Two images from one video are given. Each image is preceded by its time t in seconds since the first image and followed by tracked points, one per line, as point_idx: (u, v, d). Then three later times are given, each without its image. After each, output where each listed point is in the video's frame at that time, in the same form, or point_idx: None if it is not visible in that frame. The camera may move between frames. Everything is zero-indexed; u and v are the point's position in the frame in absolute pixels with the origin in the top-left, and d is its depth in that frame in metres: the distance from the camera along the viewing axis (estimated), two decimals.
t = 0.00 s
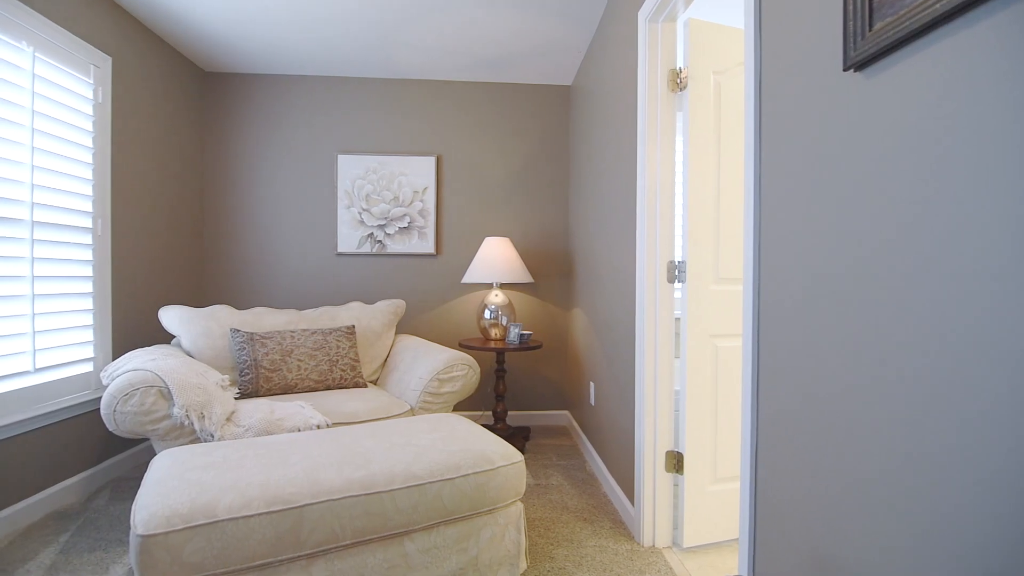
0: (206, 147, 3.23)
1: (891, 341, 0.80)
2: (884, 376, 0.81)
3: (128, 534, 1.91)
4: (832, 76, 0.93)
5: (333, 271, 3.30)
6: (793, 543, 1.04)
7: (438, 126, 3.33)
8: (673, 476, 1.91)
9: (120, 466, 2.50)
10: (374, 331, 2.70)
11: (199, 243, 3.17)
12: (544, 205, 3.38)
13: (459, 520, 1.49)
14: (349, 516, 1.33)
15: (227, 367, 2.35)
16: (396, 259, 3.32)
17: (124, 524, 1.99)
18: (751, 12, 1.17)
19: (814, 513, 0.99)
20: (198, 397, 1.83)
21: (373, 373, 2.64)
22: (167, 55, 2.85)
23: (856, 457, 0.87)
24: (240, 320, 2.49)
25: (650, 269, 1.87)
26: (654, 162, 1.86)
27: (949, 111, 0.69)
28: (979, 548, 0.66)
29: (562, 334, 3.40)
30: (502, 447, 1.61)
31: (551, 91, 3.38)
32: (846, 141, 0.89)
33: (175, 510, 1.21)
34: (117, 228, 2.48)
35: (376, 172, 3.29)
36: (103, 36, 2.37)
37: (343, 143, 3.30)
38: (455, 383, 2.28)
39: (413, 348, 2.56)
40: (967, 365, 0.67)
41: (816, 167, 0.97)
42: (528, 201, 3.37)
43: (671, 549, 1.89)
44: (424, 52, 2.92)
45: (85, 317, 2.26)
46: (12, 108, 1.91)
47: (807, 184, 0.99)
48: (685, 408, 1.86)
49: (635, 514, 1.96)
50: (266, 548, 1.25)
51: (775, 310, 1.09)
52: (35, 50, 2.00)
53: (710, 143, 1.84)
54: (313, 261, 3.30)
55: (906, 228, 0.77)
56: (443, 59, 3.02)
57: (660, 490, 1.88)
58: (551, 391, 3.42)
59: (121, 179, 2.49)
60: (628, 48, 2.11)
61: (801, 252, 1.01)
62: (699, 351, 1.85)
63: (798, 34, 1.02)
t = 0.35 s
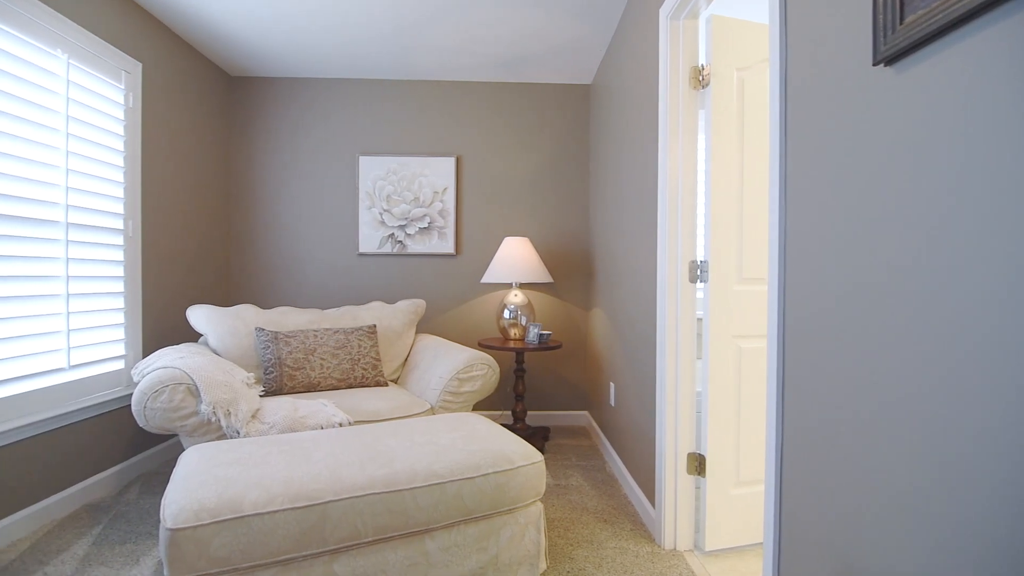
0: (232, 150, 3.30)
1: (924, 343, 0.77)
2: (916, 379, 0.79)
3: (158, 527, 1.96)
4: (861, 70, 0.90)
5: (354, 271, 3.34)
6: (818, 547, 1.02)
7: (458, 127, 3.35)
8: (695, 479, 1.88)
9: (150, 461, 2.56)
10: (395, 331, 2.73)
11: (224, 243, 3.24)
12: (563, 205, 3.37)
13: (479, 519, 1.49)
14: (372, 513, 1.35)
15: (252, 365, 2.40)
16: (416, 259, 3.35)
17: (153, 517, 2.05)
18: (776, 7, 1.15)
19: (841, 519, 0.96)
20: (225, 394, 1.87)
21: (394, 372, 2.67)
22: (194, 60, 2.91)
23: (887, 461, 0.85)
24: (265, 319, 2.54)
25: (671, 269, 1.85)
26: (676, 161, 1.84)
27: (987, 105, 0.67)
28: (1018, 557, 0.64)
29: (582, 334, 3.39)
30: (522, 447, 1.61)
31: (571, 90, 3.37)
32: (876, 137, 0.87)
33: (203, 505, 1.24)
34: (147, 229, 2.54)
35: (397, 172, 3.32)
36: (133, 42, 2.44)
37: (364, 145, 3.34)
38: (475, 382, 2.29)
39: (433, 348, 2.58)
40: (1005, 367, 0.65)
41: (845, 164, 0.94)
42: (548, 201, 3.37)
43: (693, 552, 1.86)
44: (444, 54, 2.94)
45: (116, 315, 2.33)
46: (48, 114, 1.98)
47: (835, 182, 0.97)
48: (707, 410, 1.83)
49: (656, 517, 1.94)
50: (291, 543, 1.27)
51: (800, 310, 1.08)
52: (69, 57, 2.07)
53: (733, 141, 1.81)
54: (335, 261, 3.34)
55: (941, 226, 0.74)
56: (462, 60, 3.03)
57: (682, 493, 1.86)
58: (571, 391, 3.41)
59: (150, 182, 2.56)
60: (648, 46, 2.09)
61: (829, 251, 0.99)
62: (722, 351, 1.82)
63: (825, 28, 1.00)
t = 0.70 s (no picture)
0: (254, 152, 3.35)
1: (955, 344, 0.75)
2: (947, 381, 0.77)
3: (182, 522, 2.00)
4: (888, 66, 0.88)
5: (373, 271, 3.38)
6: (842, 552, 1.01)
7: (476, 127, 3.36)
8: (714, 481, 1.86)
9: (175, 456, 2.62)
10: (413, 330, 2.74)
11: (246, 244, 3.30)
12: (581, 205, 3.36)
13: (496, 519, 1.50)
14: (390, 511, 1.36)
15: (273, 364, 2.44)
16: (434, 258, 3.37)
17: (178, 512, 2.09)
18: (799, 3, 1.13)
19: (866, 524, 0.94)
20: (247, 392, 1.90)
21: (412, 371, 2.69)
22: (217, 64, 2.97)
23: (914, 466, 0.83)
24: (286, 318, 2.58)
25: (690, 269, 1.83)
26: (695, 160, 1.83)
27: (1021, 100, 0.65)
28: None
29: (600, 335, 3.37)
30: (539, 447, 1.61)
31: (588, 90, 3.35)
32: (904, 133, 0.85)
33: (226, 500, 1.26)
34: (172, 230, 2.60)
35: (415, 173, 3.34)
36: (158, 48, 2.49)
37: (383, 146, 3.36)
38: (492, 382, 2.29)
39: (451, 347, 2.59)
40: None
41: (871, 162, 0.92)
42: (565, 201, 3.36)
43: (712, 556, 1.84)
44: (461, 55, 2.95)
45: (143, 314, 2.39)
46: (77, 118, 2.03)
47: (860, 180, 0.95)
48: (727, 411, 1.81)
49: (675, 519, 1.92)
50: (311, 539, 1.29)
51: (823, 309, 1.06)
52: (97, 63, 2.13)
53: (754, 139, 1.79)
54: (354, 261, 3.38)
55: (973, 224, 0.72)
56: (479, 60, 3.04)
57: (701, 495, 1.84)
58: (588, 392, 3.40)
59: (175, 184, 2.61)
60: (667, 44, 2.07)
61: (854, 251, 0.97)
62: (742, 352, 1.80)
63: (849, 23, 0.98)
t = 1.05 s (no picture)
0: (278, 154, 3.41)
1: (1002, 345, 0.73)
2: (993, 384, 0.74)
3: (209, 516, 2.05)
4: (923, 60, 0.86)
5: (394, 271, 3.41)
6: (874, 558, 0.98)
7: (495, 127, 3.36)
8: (737, 484, 1.83)
9: (202, 452, 2.69)
10: (433, 330, 2.76)
11: (270, 244, 3.36)
12: (601, 204, 3.34)
13: (517, 518, 1.50)
14: (411, 509, 1.37)
15: (297, 362, 2.48)
16: (454, 259, 3.38)
17: (205, 506, 2.14)
18: None
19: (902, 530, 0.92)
20: (272, 389, 1.93)
21: (432, 370, 2.70)
22: (242, 68, 3.03)
23: (955, 471, 0.81)
24: (309, 317, 2.62)
25: (713, 268, 1.81)
26: (718, 158, 1.80)
27: None
28: None
29: (619, 335, 3.35)
30: (559, 447, 1.61)
31: (608, 89, 3.34)
32: (942, 129, 0.83)
33: (252, 495, 1.28)
34: (200, 231, 2.67)
35: (435, 174, 3.36)
36: (186, 53, 2.56)
37: (403, 147, 3.39)
38: (512, 382, 2.29)
39: (471, 347, 2.60)
40: None
41: (907, 158, 0.90)
42: (585, 200, 3.34)
43: (735, 560, 1.81)
44: (481, 55, 2.96)
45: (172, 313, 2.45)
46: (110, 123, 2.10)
47: (894, 177, 0.93)
48: (751, 413, 1.78)
49: (697, 522, 1.89)
50: (334, 535, 1.31)
51: (851, 310, 1.04)
52: (128, 68, 2.19)
53: (778, 136, 1.75)
54: (375, 261, 3.42)
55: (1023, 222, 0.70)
56: (499, 60, 3.04)
57: (723, 498, 1.81)
58: (608, 392, 3.38)
59: (202, 186, 2.68)
60: (689, 41, 2.05)
61: (886, 249, 0.95)
62: (767, 354, 1.77)
63: (881, 17, 0.95)
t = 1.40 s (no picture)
0: (306, 156, 3.48)
1: None
2: None
3: (240, 510, 2.10)
4: (970, 52, 0.83)
5: (419, 271, 3.44)
6: (914, 566, 0.95)
7: (520, 127, 3.36)
8: (767, 488, 1.80)
9: (234, 447, 2.76)
10: (458, 329, 2.78)
11: (299, 245, 3.43)
12: (626, 203, 3.31)
13: (541, 518, 1.49)
14: (437, 507, 1.38)
15: (324, 360, 2.52)
16: (478, 259, 3.40)
17: (237, 500, 2.20)
18: None
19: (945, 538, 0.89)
20: (301, 387, 1.97)
21: (456, 370, 2.72)
22: (272, 73, 3.11)
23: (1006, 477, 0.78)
24: (336, 316, 2.66)
25: (742, 268, 1.77)
26: (747, 156, 1.77)
27: None
28: None
29: (645, 336, 3.31)
30: (584, 448, 1.60)
31: (633, 87, 3.30)
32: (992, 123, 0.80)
33: (282, 490, 1.31)
34: (232, 232, 2.74)
35: (459, 174, 3.38)
36: (218, 59, 2.63)
37: (428, 148, 3.42)
38: (536, 382, 2.29)
39: (495, 347, 2.60)
40: None
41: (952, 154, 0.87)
42: (609, 200, 3.32)
43: (765, 565, 1.78)
44: (505, 55, 2.97)
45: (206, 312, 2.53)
46: (147, 128, 2.17)
47: (938, 173, 0.90)
48: (781, 416, 1.74)
49: (724, 526, 1.86)
50: (361, 531, 1.33)
51: (889, 310, 1.00)
52: (164, 75, 2.26)
53: (810, 133, 1.71)
54: (400, 261, 3.45)
55: None
56: (523, 61, 3.04)
57: (752, 502, 1.78)
58: (633, 394, 3.34)
59: (234, 188, 2.75)
60: (716, 37, 2.01)
61: (929, 248, 0.92)
62: (798, 355, 1.72)
63: (922, 8, 0.92)
